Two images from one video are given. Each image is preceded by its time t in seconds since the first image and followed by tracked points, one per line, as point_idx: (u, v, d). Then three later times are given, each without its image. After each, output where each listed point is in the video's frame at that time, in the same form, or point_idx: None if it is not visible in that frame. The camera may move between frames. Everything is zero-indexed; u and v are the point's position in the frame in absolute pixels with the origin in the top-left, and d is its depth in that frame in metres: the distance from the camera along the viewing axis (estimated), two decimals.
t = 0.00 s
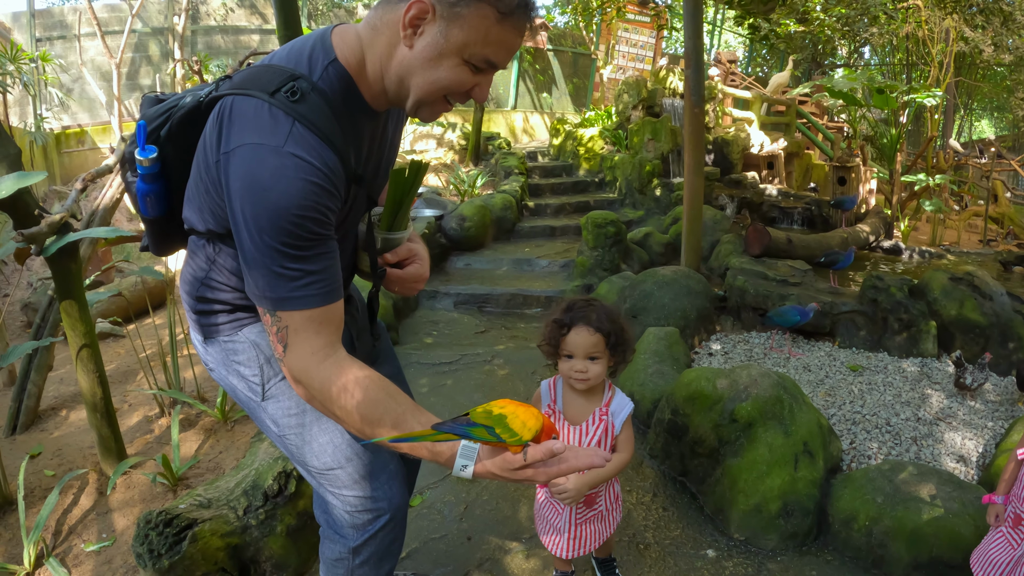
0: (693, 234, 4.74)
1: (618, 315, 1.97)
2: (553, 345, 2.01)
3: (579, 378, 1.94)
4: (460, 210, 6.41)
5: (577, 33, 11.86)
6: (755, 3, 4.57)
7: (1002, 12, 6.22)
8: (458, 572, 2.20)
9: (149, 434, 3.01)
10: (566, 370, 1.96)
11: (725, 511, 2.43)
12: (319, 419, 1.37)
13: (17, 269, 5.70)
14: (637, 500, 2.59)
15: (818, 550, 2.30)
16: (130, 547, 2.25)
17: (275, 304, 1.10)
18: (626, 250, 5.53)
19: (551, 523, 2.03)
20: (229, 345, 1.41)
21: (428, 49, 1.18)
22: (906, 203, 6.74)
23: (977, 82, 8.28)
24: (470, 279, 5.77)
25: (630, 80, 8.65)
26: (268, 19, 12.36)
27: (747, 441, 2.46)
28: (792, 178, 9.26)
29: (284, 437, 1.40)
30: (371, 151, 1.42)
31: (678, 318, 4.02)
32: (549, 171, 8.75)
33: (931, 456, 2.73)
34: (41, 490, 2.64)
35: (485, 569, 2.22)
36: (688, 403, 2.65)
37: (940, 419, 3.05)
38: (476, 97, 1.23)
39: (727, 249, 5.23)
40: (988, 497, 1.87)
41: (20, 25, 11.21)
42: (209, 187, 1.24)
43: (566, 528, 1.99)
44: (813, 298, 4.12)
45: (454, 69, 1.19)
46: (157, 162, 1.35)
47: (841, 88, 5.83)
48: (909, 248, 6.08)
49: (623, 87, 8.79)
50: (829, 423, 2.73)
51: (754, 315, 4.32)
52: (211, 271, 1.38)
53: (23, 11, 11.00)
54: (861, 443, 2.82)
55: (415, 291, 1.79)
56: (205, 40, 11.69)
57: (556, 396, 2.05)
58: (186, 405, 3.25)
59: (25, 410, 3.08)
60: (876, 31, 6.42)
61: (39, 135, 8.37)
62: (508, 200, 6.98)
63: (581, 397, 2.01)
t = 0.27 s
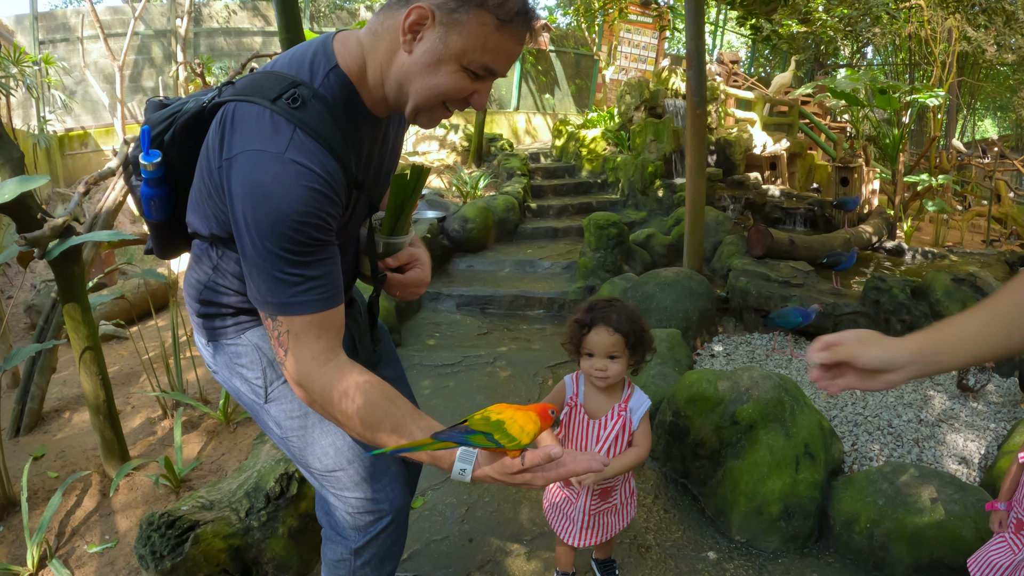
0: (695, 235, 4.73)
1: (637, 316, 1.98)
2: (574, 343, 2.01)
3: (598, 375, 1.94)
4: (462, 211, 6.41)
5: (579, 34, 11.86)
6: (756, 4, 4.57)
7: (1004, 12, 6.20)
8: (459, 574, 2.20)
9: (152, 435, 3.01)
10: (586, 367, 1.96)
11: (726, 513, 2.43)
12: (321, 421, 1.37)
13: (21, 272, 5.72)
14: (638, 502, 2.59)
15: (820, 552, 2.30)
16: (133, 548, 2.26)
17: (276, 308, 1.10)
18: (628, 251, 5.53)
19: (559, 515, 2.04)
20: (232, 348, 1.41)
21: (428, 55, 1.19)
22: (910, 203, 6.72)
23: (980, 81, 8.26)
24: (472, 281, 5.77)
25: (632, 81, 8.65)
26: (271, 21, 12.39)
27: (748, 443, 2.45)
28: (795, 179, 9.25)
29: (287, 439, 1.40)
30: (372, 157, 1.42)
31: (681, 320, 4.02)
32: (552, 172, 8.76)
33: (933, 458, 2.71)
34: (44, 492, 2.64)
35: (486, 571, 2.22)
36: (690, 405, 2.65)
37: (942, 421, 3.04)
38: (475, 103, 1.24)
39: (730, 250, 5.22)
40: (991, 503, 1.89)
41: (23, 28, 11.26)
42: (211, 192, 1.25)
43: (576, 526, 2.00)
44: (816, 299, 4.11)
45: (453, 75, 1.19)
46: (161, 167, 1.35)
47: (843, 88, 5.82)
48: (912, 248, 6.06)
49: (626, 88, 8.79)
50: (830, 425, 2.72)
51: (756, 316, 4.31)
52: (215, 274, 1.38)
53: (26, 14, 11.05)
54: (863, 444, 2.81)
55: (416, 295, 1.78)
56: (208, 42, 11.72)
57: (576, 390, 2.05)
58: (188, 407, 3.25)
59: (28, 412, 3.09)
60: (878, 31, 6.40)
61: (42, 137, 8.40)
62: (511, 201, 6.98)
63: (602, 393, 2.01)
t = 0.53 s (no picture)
0: (698, 236, 4.72)
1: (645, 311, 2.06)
2: (585, 334, 2.03)
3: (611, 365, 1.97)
4: (465, 212, 6.42)
5: (582, 34, 11.86)
6: (759, 4, 4.57)
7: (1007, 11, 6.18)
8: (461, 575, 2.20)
9: (155, 436, 3.01)
10: (601, 356, 1.98)
11: (728, 514, 2.42)
12: (323, 422, 1.37)
13: (25, 273, 5.73)
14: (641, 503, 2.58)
15: (822, 554, 2.29)
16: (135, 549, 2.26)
17: (278, 309, 1.10)
18: (631, 252, 5.53)
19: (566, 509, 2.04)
20: (234, 350, 1.41)
21: (429, 54, 1.19)
22: (912, 203, 6.71)
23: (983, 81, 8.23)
24: (475, 281, 5.77)
25: (635, 81, 8.64)
26: (274, 22, 12.40)
27: (750, 444, 2.46)
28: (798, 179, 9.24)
29: (289, 440, 1.40)
30: (374, 157, 1.42)
31: (683, 321, 4.01)
32: (554, 173, 8.76)
33: (935, 459, 2.70)
34: (48, 492, 2.64)
35: (487, 572, 2.22)
36: (692, 406, 2.65)
37: (944, 422, 3.03)
38: (477, 103, 1.24)
39: (733, 251, 5.22)
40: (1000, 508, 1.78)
41: (27, 29, 11.28)
42: (214, 193, 1.25)
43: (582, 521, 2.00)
44: (818, 300, 4.11)
45: (454, 75, 1.19)
46: (163, 168, 1.35)
47: (846, 89, 5.81)
48: (915, 249, 6.04)
49: (628, 89, 8.83)
50: (832, 426, 2.71)
51: (758, 317, 4.31)
52: (218, 276, 1.38)
53: (29, 15, 11.07)
54: (865, 446, 2.80)
55: (418, 296, 1.78)
56: (211, 43, 11.74)
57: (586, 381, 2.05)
58: (191, 408, 3.26)
59: (31, 413, 3.09)
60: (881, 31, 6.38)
61: (45, 138, 8.42)
62: (513, 202, 6.98)
63: (612, 382, 2.02)
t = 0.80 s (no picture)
0: (701, 235, 4.72)
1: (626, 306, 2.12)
2: (570, 330, 2.07)
3: (596, 358, 2.02)
4: (468, 211, 6.42)
5: (585, 33, 11.85)
6: (763, 3, 4.55)
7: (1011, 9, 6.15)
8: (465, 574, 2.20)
9: (158, 435, 3.02)
10: (588, 349, 2.02)
11: (732, 513, 2.42)
12: (326, 423, 1.37)
13: (29, 272, 5.75)
14: (644, 502, 2.58)
15: (825, 553, 2.27)
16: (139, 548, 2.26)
17: (282, 311, 1.10)
18: (635, 251, 5.52)
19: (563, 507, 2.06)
20: (237, 351, 1.41)
21: (432, 51, 1.19)
22: (916, 202, 6.68)
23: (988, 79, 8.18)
24: (478, 281, 5.77)
25: (638, 80, 8.59)
26: (277, 22, 12.40)
27: (754, 444, 2.46)
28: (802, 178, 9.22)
29: (292, 441, 1.40)
30: (378, 157, 1.42)
31: (687, 320, 4.01)
32: (558, 172, 8.75)
33: (940, 459, 2.69)
34: (51, 491, 2.65)
35: (491, 571, 2.22)
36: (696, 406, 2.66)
37: (949, 421, 3.01)
38: (481, 101, 1.24)
39: (736, 250, 5.22)
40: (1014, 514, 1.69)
41: (31, 29, 11.31)
42: (216, 193, 1.25)
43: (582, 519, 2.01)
44: (822, 299, 4.09)
45: (458, 72, 1.19)
46: (164, 168, 1.35)
47: (849, 87, 5.79)
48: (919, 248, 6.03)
49: (632, 87, 8.78)
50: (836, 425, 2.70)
51: (762, 316, 4.30)
52: (219, 277, 1.38)
53: (32, 15, 11.10)
54: (869, 445, 2.79)
55: (423, 297, 1.77)
56: (214, 43, 11.75)
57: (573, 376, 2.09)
58: (195, 408, 3.26)
59: (35, 412, 3.10)
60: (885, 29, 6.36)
61: (49, 138, 8.44)
62: (517, 201, 6.97)
63: (597, 376, 2.06)
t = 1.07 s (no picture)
0: (704, 234, 4.71)
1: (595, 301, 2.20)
2: (544, 327, 2.14)
3: (570, 352, 2.08)
4: (471, 211, 6.43)
5: (588, 33, 11.85)
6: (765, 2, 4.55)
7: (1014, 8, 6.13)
8: (468, 573, 2.20)
9: (162, 434, 3.02)
10: (561, 345, 2.08)
11: (735, 513, 2.42)
12: (328, 425, 1.37)
13: (33, 272, 5.77)
14: (647, 502, 2.58)
15: (829, 553, 2.26)
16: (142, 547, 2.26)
17: (288, 318, 1.10)
18: (637, 251, 5.52)
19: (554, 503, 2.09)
20: (240, 353, 1.41)
21: (438, 58, 1.19)
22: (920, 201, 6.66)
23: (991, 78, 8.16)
24: (481, 280, 5.78)
25: (641, 80, 8.56)
26: (280, 22, 12.42)
27: (758, 443, 2.45)
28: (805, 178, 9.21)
29: (296, 443, 1.41)
30: (383, 161, 1.42)
31: (690, 319, 4.00)
32: (561, 172, 8.75)
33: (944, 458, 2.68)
34: (54, 490, 2.66)
35: (494, 571, 2.22)
36: (699, 405, 2.66)
37: (953, 421, 3.00)
38: (486, 107, 1.25)
39: (739, 249, 5.22)
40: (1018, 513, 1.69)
41: (34, 30, 11.34)
42: (220, 198, 1.25)
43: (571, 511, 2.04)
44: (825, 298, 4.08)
45: (464, 78, 1.20)
46: (166, 169, 1.36)
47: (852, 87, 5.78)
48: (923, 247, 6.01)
49: (635, 87, 8.71)
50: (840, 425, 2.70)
51: (765, 315, 4.30)
52: (222, 279, 1.38)
53: (35, 16, 11.13)
54: (872, 444, 2.78)
55: (428, 300, 1.77)
56: (217, 43, 11.77)
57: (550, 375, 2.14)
58: (198, 407, 3.27)
59: (39, 411, 3.10)
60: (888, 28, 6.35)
61: (52, 138, 8.45)
62: (520, 201, 6.98)
63: (573, 372, 2.11)
